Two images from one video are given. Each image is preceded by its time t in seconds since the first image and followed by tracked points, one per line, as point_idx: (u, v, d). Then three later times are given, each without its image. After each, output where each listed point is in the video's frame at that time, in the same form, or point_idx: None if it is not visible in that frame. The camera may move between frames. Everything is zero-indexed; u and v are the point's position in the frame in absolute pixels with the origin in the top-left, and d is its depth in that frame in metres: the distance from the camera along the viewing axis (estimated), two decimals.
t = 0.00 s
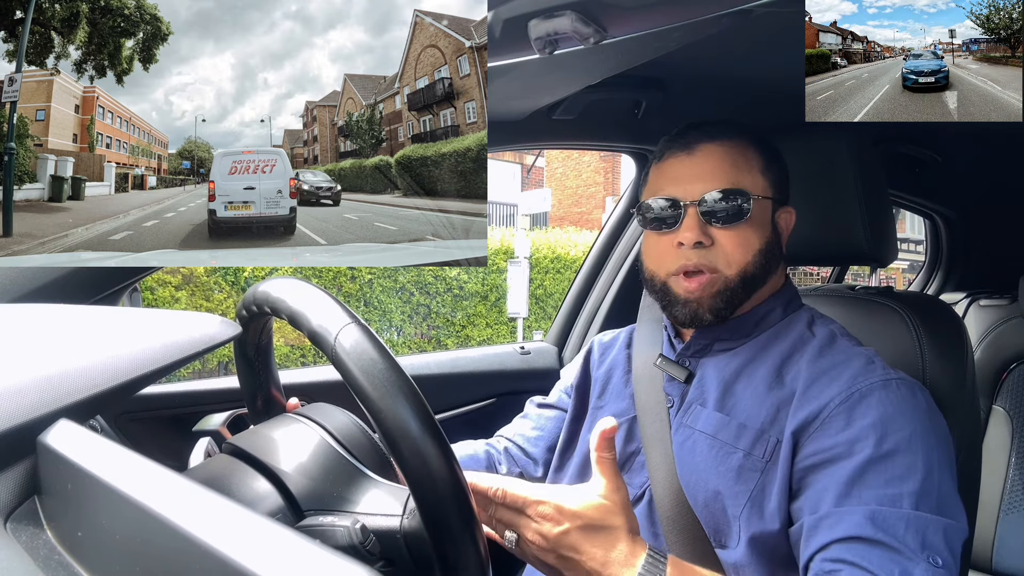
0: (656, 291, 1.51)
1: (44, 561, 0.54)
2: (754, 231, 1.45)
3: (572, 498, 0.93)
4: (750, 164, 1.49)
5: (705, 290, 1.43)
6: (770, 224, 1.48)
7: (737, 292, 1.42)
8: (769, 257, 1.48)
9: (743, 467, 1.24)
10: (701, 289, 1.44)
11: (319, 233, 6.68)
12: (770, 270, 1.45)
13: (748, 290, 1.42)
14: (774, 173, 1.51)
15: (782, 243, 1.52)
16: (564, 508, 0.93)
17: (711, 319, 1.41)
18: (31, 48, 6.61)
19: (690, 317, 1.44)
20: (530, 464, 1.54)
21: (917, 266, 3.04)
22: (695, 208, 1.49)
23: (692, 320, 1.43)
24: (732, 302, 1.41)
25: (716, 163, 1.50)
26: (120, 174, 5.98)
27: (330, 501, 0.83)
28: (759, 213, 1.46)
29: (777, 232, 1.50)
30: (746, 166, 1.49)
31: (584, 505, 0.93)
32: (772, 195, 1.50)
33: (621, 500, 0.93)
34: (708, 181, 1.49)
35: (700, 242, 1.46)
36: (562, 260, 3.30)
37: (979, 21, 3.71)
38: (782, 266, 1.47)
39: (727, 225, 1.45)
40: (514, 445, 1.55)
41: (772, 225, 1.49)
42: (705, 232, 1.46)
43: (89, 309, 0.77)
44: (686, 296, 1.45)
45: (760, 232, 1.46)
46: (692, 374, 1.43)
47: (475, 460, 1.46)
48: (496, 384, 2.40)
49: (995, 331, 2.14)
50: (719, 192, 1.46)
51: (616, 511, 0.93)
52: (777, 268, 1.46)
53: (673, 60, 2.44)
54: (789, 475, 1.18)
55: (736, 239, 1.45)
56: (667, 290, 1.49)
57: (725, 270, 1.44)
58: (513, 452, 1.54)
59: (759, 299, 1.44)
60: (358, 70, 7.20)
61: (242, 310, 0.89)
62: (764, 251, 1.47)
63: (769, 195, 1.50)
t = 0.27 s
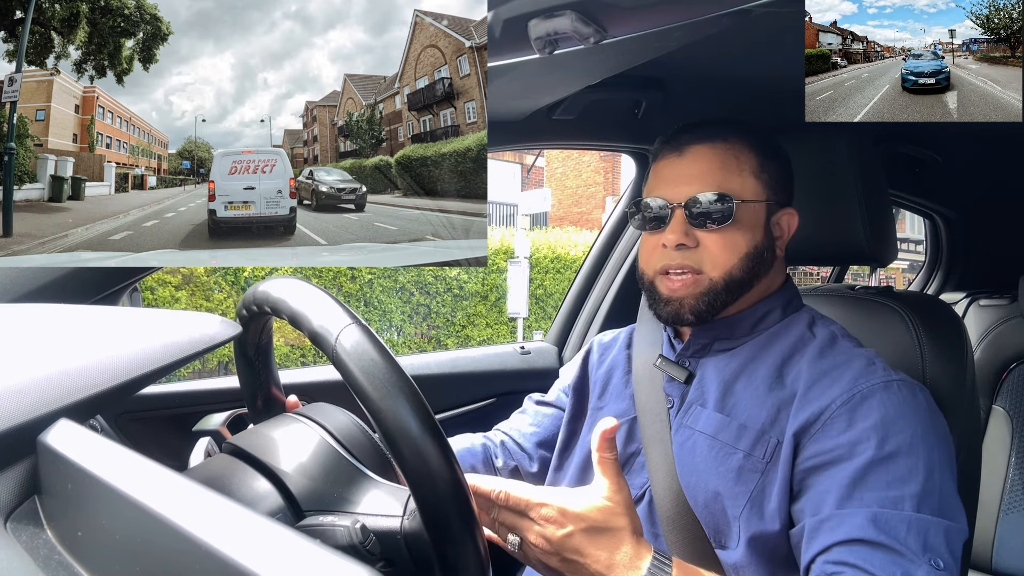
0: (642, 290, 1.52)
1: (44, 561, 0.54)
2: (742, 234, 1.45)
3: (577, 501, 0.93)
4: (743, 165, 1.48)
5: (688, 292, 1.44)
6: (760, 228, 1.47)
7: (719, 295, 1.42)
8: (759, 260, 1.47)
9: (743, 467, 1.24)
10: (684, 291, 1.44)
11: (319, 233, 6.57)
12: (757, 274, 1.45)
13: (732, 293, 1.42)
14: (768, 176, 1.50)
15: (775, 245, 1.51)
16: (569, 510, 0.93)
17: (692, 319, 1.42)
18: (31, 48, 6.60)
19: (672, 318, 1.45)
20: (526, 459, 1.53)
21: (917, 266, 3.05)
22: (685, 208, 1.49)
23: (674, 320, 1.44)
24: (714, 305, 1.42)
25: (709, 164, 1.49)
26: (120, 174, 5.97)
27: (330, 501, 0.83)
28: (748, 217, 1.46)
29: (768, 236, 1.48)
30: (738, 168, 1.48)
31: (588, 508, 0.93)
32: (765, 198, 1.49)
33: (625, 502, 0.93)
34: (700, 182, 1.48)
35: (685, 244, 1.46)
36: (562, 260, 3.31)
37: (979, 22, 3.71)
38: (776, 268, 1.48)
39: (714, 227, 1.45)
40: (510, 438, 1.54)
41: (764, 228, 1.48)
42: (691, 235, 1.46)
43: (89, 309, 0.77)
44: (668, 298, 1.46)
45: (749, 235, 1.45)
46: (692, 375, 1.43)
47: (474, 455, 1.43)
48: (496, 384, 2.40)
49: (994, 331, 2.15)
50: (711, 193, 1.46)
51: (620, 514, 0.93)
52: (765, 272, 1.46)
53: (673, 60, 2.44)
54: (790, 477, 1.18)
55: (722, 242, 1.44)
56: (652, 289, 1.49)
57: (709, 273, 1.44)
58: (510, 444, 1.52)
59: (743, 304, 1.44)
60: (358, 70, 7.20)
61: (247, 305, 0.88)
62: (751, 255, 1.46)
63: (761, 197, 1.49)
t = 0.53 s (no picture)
0: (644, 288, 1.53)
1: (44, 561, 0.54)
2: (744, 235, 1.45)
3: (577, 505, 0.94)
4: (747, 166, 1.48)
5: (688, 291, 1.44)
6: (762, 228, 1.47)
7: (720, 295, 1.42)
8: (760, 261, 1.48)
9: (743, 468, 1.24)
10: (685, 290, 1.45)
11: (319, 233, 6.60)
12: (759, 274, 1.45)
13: (732, 292, 1.42)
14: (772, 176, 1.49)
15: (778, 247, 1.51)
16: (570, 514, 0.93)
17: (692, 317, 1.43)
18: (31, 48, 6.60)
19: (672, 317, 1.46)
20: (516, 435, 1.53)
21: (917, 266, 3.05)
22: (687, 208, 1.49)
23: (674, 317, 1.45)
24: (715, 303, 1.42)
25: (712, 164, 1.49)
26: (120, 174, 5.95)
27: (331, 502, 0.83)
28: (750, 217, 1.46)
29: (771, 236, 1.48)
30: (741, 168, 1.48)
31: (588, 512, 0.94)
32: (768, 198, 1.49)
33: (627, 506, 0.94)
34: (703, 182, 1.49)
35: (687, 243, 1.47)
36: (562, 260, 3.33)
37: (979, 22, 3.71)
38: (779, 269, 1.47)
39: (716, 227, 1.45)
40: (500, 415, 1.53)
41: (766, 229, 1.48)
42: (693, 234, 1.47)
43: (89, 309, 0.77)
44: (669, 297, 1.46)
45: (750, 235, 1.46)
46: (693, 375, 1.43)
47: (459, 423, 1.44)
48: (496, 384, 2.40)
49: (994, 332, 2.15)
50: (714, 194, 1.46)
51: (621, 518, 0.94)
52: (767, 272, 1.46)
53: (673, 60, 2.43)
54: (790, 478, 1.18)
55: (723, 242, 1.45)
56: (653, 288, 1.50)
57: (711, 272, 1.45)
58: (500, 422, 1.51)
59: (744, 303, 1.44)
60: (358, 69, 7.21)
61: (245, 306, 0.89)
62: (753, 255, 1.46)
63: (764, 198, 1.49)
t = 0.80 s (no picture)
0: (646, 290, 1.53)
1: (44, 561, 0.54)
2: (745, 236, 1.45)
3: (576, 511, 0.93)
4: (748, 167, 1.48)
5: (690, 293, 1.45)
6: (763, 229, 1.47)
7: (721, 296, 1.42)
8: (761, 262, 1.48)
9: (745, 468, 1.24)
10: (686, 291, 1.45)
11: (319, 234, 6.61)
12: (760, 275, 1.45)
13: (734, 294, 1.42)
14: (773, 177, 1.50)
15: (778, 247, 1.51)
16: (569, 521, 0.92)
17: (694, 322, 1.43)
18: (31, 48, 6.67)
19: (673, 319, 1.46)
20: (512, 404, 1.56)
21: (917, 266, 3.05)
22: (688, 208, 1.49)
23: (676, 322, 1.45)
24: (716, 305, 1.42)
25: (712, 164, 1.49)
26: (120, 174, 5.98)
27: (330, 502, 0.83)
28: (751, 218, 1.46)
29: (771, 237, 1.48)
30: (743, 168, 1.48)
31: (588, 517, 0.93)
32: (769, 199, 1.49)
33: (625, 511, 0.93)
34: (704, 183, 1.49)
35: (688, 244, 1.47)
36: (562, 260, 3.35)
37: (979, 22, 3.71)
38: (780, 268, 1.48)
39: (717, 228, 1.45)
40: (501, 381, 1.57)
41: (766, 229, 1.48)
42: (694, 234, 1.47)
43: (89, 309, 0.77)
44: (671, 298, 1.47)
45: (752, 236, 1.46)
46: (695, 374, 1.43)
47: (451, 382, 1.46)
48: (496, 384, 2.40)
49: (994, 332, 2.14)
50: (715, 194, 1.46)
51: (620, 522, 0.93)
52: (767, 273, 1.46)
53: (673, 60, 2.43)
54: (792, 477, 1.18)
55: (724, 243, 1.45)
56: (655, 289, 1.50)
57: (712, 273, 1.45)
58: (499, 389, 1.55)
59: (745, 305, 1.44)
60: (358, 70, 7.22)
61: (246, 307, 0.88)
62: (754, 256, 1.47)
63: (765, 199, 1.49)
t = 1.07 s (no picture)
0: (657, 285, 1.52)
1: (44, 561, 0.54)
2: (757, 229, 1.45)
3: (561, 497, 0.94)
4: (756, 164, 1.48)
5: (704, 285, 1.43)
6: (773, 222, 1.47)
7: (737, 288, 1.42)
8: (771, 254, 1.47)
9: (748, 464, 1.24)
10: (702, 284, 1.43)
11: (319, 233, 6.79)
12: (771, 268, 1.45)
13: (747, 286, 1.42)
14: (778, 172, 1.50)
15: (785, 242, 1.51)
16: (555, 505, 0.93)
17: (710, 313, 1.42)
18: (31, 48, 6.73)
19: (689, 313, 1.45)
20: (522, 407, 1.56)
21: (917, 266, 3.05)
22: (700, 201, 1.48)
23: (692, 313, 1.44)
24: (730, 297, 1.41)
25: (720, 160, 1.49)
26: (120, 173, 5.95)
27: (329, 500, 0.83)
28: (762, 211, 1.46)
29: (780, 230, 1.49)
30: (749, 163, 1.48)
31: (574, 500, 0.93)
32: (777, 193, 1.49)
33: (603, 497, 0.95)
34: (713, 177, 1.48)
35: (702, 236, 1.46)
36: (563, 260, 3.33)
37: (979, 21, 3.72)
38: (783, 267, 1.47)
39: (729, 221, 1.45)
40: (513, 379, 1.57)
41: (776, 223, 1.48)
42: (707, 227, 1.46)
43: (89, 309, 0.77)
44: (686, 291, 1.45)
45: (763, 229, 1.45)
46: (697, 373, 1.43)
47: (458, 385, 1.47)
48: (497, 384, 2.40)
49: (994, 332, 2.15)
50: (723, 189, 1.46)
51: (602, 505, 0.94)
52: (777, 266, 1.46)
53: (673, 60, 2.43)
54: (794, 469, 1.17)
55: (737, 235, 1.45)
56: (669, 282, 1.49)
57: (726, 266, 1.44)
58: (511, 388, 1.55)
59: (758, 297, 1.44)
60: (358, 69, 7.21)
61: (242, 311, 0.89)
62: (766, 248, 1.46)
63: (773, 192, 1.48)
